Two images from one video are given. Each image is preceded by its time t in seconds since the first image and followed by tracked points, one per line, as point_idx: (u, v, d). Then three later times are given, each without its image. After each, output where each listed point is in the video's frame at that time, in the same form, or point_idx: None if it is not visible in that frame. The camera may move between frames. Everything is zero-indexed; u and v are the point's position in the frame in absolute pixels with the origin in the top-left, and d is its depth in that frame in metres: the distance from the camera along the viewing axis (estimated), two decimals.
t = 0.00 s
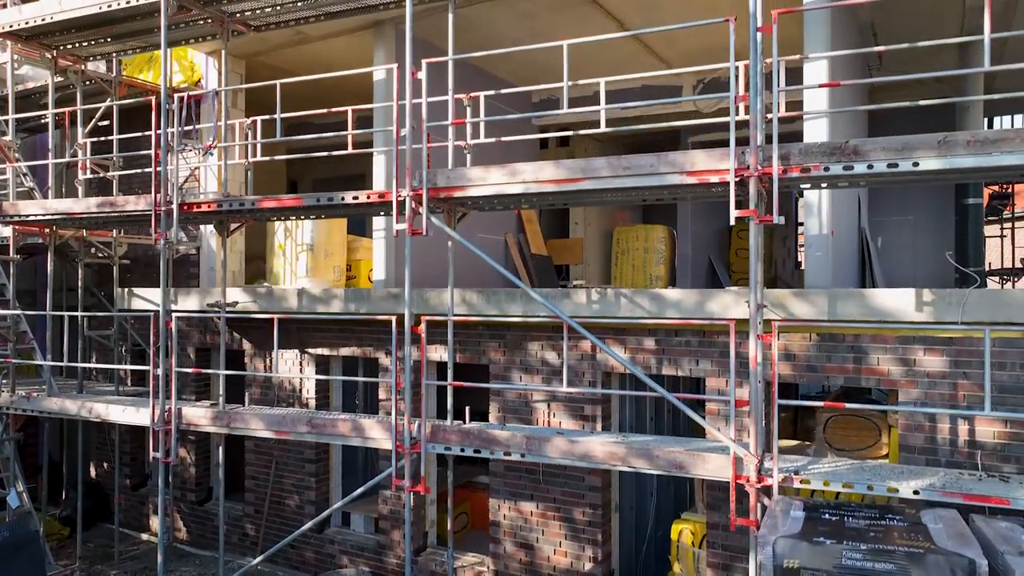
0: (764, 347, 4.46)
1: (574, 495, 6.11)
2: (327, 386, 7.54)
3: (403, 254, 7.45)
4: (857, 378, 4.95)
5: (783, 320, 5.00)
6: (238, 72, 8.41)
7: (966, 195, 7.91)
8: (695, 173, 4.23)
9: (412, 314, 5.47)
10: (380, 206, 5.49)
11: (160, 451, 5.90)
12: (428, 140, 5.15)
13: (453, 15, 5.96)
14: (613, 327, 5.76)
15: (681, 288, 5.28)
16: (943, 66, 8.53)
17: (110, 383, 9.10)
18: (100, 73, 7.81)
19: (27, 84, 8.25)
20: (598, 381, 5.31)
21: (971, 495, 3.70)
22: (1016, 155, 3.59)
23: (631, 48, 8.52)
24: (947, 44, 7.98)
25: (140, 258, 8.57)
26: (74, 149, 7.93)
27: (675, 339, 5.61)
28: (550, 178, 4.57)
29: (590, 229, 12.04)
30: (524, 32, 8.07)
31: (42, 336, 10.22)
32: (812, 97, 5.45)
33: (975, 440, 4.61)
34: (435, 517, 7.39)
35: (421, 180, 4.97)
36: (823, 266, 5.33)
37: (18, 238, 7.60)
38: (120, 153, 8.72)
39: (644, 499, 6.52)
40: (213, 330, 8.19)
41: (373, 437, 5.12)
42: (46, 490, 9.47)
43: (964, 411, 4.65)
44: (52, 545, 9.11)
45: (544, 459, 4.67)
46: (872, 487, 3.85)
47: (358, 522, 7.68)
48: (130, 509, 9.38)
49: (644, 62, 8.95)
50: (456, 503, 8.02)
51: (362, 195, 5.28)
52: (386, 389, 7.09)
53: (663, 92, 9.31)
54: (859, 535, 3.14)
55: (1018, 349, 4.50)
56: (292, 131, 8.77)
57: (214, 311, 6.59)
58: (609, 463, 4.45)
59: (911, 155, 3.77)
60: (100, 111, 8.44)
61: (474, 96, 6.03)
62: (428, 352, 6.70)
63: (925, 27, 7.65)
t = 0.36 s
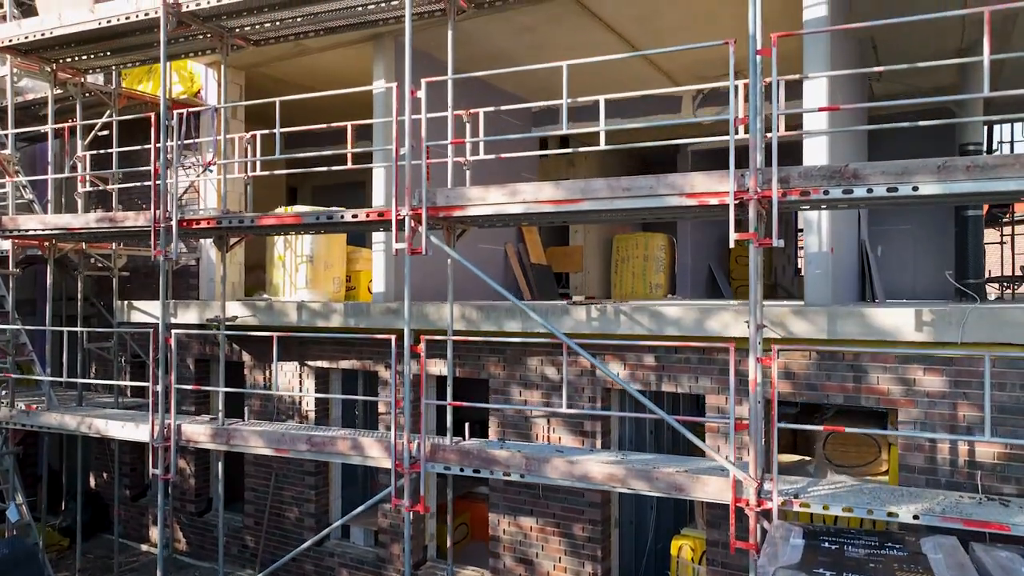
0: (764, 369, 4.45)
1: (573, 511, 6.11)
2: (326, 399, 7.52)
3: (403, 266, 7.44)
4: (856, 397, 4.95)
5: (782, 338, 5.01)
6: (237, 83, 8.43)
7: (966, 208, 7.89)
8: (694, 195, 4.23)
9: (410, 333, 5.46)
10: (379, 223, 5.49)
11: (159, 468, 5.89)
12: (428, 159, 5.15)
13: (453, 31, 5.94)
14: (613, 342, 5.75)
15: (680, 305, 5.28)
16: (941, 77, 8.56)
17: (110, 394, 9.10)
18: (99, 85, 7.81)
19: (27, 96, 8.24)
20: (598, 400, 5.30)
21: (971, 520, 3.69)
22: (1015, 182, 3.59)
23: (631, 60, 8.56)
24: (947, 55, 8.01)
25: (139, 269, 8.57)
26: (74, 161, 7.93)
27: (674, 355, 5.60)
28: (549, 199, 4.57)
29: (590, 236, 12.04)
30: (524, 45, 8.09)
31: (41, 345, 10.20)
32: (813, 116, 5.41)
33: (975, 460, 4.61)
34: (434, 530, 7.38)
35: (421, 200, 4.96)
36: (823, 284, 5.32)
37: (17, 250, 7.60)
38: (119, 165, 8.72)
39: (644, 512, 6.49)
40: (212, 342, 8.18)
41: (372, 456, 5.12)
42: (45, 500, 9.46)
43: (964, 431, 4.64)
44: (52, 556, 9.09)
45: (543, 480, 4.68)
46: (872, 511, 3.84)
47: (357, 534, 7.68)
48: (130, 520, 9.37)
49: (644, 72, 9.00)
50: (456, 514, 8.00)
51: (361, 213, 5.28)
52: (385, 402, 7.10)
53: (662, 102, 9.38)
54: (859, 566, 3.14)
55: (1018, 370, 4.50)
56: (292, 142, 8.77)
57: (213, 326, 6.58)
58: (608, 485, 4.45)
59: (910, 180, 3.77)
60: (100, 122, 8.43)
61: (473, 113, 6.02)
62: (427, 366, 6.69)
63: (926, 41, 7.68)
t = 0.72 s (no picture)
0: (763, 391, 4.43)
1: (573, 526, 6.09)
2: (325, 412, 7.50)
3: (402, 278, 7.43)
4: (856, 415, 4.94)
5: (782, 356, 4.99)
6: (236, 93, 8.44)
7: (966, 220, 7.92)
8: (693, 216, 4.22)
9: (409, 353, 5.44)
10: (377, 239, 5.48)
11: (158, 484, 5.88)
12: (426, 176, 5.13)
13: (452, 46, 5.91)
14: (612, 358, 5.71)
15: (680, 322, 5.26)
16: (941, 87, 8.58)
17: (109, 403, 9.07)
18: (98, 97, 7.80)
19: (26, 105, 8.22)
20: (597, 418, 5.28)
21: (971, 546, 3.67)
22: (1015, 207, 3.58)
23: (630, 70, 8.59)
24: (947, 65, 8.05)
25: (138, 280, 8.55)
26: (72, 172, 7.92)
27: (674, 372, 5.57)
28: (548, 218, 4.56)
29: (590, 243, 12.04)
30: (525, 57, 8.11)
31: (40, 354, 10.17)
32: (813, 133, 5.38)
33: (975, 480, 4.60)
34: (434, 544, 7.36)
35: (419, 218, 4.95)
36: (823, 301, 5.32)
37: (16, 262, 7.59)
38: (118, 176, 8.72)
39: (643, 524, 6.48)
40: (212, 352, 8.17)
41: (371, 474, 5.11)
42: (44, 509, 9.44)
43: (965, 451, 4.63)
44: (50, 566, 9.06)
45: (542, 500, 4.67)
46: (872, 535, 3.83)
47: (356, 547, 7.67)
48: (129, 530, 9.35)
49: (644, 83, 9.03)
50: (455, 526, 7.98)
51: (359, 230, 5.27)
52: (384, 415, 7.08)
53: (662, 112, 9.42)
54: None
55: (1018, 390, 4.49)
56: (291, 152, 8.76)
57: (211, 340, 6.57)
58: (608, 506, 4.44)
59: (910, 204, 3.77)
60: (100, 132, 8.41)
61: (472, 128, 5.99)
62: (426, 380, 6.66)
63: (925, 53, 7.71)
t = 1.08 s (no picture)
0: (762, 417, 4.40)
1: (571, 543, 6.06)
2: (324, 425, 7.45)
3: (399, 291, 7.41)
4: (856, 436, 4.91)
5: (781, 377, 4.97)
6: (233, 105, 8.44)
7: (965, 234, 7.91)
8: (692, 240, 4.20)
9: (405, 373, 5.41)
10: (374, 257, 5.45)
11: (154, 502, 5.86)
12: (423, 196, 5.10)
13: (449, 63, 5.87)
14: (610, 376, 5.67)
15: (678, 342, 5.24)
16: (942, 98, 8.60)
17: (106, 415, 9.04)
18: (95, 110, 7.78)
19: (23, 117, 8.18)
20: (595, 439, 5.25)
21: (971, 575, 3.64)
22: (1016, 234, 3.56)
23: (629, 81, 8.60)
24: (947, 77, 8.04)
25: (135, 292, 8.52)
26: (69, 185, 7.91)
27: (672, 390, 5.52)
28: (545, 240, 4.54)
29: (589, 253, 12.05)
30: (524, 69, 8.10)
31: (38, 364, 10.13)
32: (812, 152, 5.36)
33: (975, 502, 4.57)
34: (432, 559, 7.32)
35: (416, 238, 4.93)
36: (822, 319, 5.31)
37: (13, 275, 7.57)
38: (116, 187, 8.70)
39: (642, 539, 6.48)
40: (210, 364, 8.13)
41: (367, 495, 5.10)
42: (41, 521, 9.41)
43: (964, 473, 4.61)
44: None
45: (539, 522, 4.64)
46: (871, 563, 3.80)
47: (354, 561, 7.64)
48: (126, 542, 9.32)
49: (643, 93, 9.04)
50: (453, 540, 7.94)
51: (356, 249, 5.26)
52: (382, 430, 7.05)
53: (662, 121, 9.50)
54: None
55: (1018, 414, 4.46)
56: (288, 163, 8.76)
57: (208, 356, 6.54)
58: (605, 530, 4.43)
59: (910, 230, 3.75)
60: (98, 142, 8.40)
61: (470, 144, 5.96)
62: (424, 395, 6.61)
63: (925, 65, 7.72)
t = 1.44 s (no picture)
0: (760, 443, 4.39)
1: (570, 562, 6.04)
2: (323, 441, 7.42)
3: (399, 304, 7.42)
4: (855, 458, 4.90)
5: (780, 398, 4.97)
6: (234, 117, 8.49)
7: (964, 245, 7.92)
8: (691, 265, 4.19)
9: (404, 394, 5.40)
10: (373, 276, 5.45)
11: (152, 522, 5.86)
12: (422, 216, 5.10)
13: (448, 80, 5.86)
14: (609, 395, 5.65)
15: (677, 361, 5.23)
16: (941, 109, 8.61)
17: (105, 428, 9.03)
18: (94, 123, 7.78)
19: (21, 130, 8.17)
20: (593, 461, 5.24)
21: None
22: (1016, 263, 3.55)
23: (629, 93, 8.60)
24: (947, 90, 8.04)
25: (134, 305, 8.50)
26: (68, 199, 7.90)
27: (671, 410, 5.49)
28: (543, 263, 4.52)
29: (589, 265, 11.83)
30: (523, 82, 8.10)
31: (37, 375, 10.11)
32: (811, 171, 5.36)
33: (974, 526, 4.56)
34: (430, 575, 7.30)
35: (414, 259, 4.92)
36: (821, 339, 5.30)
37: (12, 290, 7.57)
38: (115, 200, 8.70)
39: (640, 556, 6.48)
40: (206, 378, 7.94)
41: (366, 516, 5.10)
42: (39, 533, 9.39)
43: (964, 496, 4.60)
44: None
45: (537, 546, 4.63)
46: None
47: None
48: (125, 554, 9.30)
49: (642, 104, 9.05)
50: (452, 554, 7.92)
51: (354, 269, 5.26)
52: (381, 446, 7.03)
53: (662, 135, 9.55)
54: None
55: (1018, 437, 4.45)
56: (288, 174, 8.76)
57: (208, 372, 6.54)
58: (604, 554, 4.41)
59: (909, 257, 3.74)
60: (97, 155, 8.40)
61: (469, 162, 5.95)
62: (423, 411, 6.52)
63: (924, 79, 7.73)
